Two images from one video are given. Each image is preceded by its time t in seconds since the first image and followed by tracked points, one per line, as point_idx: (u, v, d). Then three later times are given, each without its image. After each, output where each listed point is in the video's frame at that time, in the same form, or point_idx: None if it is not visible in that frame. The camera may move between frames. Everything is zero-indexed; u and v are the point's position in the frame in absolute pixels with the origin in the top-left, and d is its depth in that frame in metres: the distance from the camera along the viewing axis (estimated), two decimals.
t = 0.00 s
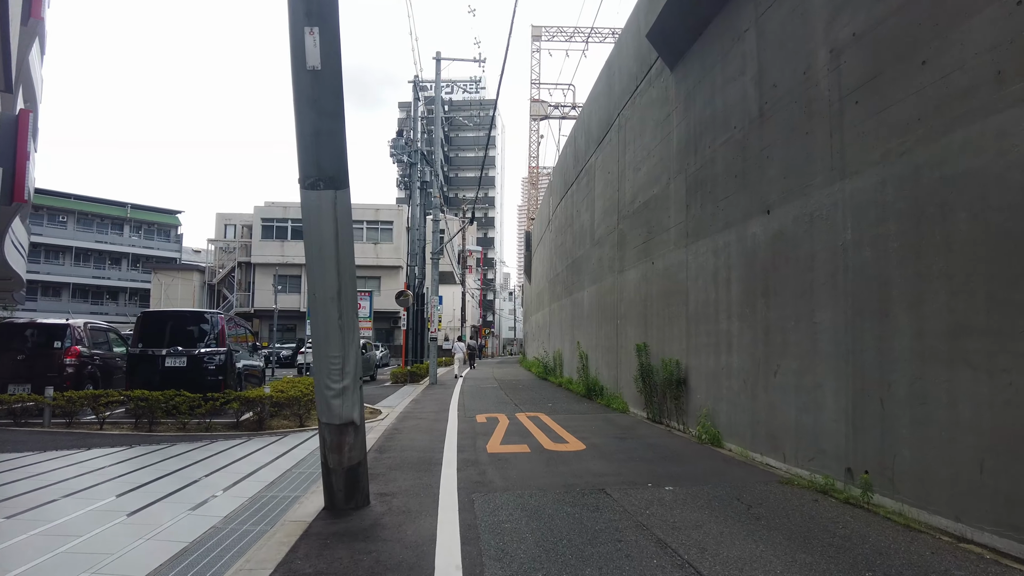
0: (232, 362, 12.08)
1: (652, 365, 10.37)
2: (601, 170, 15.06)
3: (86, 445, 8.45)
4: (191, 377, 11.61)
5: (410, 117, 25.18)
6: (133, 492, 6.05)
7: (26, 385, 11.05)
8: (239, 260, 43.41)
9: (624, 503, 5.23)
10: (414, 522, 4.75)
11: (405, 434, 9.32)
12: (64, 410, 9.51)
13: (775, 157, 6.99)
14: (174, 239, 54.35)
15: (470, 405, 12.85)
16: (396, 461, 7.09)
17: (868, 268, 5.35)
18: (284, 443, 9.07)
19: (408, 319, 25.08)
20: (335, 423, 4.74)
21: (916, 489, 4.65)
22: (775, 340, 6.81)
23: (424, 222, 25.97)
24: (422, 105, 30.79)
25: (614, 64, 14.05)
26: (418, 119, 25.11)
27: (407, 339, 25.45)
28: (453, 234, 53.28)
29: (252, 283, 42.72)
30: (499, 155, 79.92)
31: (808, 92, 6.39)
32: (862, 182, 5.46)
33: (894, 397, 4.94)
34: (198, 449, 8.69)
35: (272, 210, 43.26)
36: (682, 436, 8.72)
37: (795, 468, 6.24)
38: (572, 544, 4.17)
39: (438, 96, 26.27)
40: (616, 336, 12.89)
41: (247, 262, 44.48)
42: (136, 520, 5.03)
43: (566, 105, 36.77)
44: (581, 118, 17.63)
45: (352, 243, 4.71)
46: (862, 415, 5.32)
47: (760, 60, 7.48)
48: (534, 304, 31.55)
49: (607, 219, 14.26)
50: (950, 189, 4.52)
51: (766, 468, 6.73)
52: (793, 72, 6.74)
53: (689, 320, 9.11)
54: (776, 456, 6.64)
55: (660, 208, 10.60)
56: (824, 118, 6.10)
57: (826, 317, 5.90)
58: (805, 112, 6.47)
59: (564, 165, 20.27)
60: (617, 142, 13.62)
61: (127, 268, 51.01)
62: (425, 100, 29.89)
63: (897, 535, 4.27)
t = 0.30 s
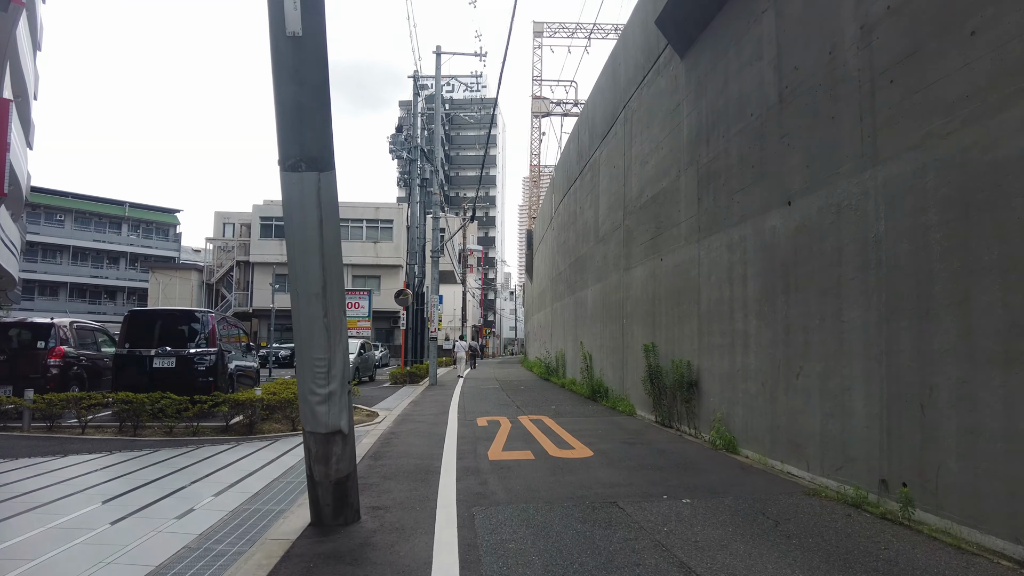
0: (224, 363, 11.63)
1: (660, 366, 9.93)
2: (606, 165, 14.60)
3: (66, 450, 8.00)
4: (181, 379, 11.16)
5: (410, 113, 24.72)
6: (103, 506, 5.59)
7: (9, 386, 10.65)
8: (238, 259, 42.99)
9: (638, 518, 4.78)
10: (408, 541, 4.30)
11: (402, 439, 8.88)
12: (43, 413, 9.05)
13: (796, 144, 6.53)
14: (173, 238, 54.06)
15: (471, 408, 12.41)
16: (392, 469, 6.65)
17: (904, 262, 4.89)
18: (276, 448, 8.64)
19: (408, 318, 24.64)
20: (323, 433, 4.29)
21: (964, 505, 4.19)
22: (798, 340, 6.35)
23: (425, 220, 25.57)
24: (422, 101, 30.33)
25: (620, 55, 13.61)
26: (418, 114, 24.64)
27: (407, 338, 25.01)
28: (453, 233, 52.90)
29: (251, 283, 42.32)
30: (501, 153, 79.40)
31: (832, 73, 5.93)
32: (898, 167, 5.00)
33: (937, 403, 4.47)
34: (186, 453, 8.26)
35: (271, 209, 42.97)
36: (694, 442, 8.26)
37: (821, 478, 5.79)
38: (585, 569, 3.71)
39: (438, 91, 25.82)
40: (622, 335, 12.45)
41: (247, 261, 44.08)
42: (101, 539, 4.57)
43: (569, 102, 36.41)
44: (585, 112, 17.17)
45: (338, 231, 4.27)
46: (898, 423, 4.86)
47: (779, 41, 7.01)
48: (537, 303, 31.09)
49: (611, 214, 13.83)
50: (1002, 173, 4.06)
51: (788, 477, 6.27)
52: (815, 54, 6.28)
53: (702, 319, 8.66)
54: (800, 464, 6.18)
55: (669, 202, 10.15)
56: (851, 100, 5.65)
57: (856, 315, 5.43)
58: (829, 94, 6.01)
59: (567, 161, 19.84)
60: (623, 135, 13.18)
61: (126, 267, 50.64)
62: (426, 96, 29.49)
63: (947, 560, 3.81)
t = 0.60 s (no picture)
0: (214, 365, 11.17)
1: (669, 366, 9.48)
2: (609, 158, 14.14)
3: (41, 458, 7.55)
4: (169, 381, 10.70)
5: (408, 108, 24.27)
6: (66, 524, 5.10)
7: None
8: (235, 259, 42.54)
9: (656, 537, 4.33)
10: (401, 565, 3.85)
11: (399, 445, 8.43)
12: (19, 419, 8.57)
13: (819, 128, 6.07)
14: (170, 238, 53.64)
15: (471, 410, 11.96)
16: (387, 480, 6.20)
17: (947, 252, 4.43)
18: (266, 453, 8.19)
19: (407, 318, 24.19)
20: (307, 444, 3.83)
21: None
22: (822, 338, 5.90)
23: (423, 218, 25.12)
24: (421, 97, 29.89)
25: (624, 44, 13.16)
26: (416, 110, 24.20)
27: (406, 339, 24.56)
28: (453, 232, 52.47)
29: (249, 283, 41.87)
30: (501, 152, 78.95)
31: (860, 48, 5.47)
32: (939, 148, 4.54)
33: (988, 408, 4.02)
34: (170, 459, 7.81)
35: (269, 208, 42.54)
36: (707, 447, 7.80)
37: (851, 488, 5.33)
38: None
39: (436, 86, 25.40)
40: (627, 335, 12.01)
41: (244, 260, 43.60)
42: (56, 562, 4.09)
43: (569, 99, 35.98)
44: (587, 105, 16.71)
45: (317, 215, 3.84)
46: (941, 430, 4.41)
47: (798, 19, 6.55)
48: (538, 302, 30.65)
49: (615, 209, 13.38)
50: None
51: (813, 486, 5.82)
52: (839, 30, 5.81)
53: (714, 317, 8.21)
54: (825, 472, 5.73)
55: (679, 194, 9.69)
56: (882, 77, 5.18)
57: (890, 312, 4.98)
58: (855, 73, 5.55)
59: (569, 155, 19.38)
60: (628, 127, 12.73)
61: (123, 267, 50.19)
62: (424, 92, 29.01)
63: None
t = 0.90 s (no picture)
0: (206, 364, 10.76)
1: (683, 365, 9.06)
2: (616, 151, 13.73)
3: (20, 462, 7.12)
4: (160, 380, 10.26)
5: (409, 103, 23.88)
6: (34, 536, 4.65)
7: None
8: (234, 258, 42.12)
9: (685, 552, 3.90)
10: None
11: (400, 447, 8.01)
12: None
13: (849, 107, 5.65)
14: (169, 237, 53.22)
15: (475, 411, 11.54)
16: (386, 486, 5.77)
17: (1008, 236, 3.99)
18: (258, 457, 7.74)
19: (407, 317, 23.77)
20: (296, 451, 3.40)
21: None
22: (855, 333, 5.47)
23: (424, 215, 24.69)
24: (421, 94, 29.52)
25: (633, 33, 12.73)
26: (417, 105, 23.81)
27: (406, 338, 24.11)
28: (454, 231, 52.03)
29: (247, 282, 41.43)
30: (501, 151, 78.57)
31: (897, 18, 5.05)
32: (996, 121, 4.10)
33: None
34: (154, 463, 7.34)
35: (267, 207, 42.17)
36: (726, 450, 7.38)
37: (891, 496, 4.90)
38: None
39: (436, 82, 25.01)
40: (636, 332, 11.58)
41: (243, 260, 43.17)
42: None
43: (572, 95, 35.55)
44: (593, 98, 16.31)
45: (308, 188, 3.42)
46: (1001, 433, 3.97)
47: None
48: (540, 301, 30.24)
49: (623, 203, 12.95)
50: None
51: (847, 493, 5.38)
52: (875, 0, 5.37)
53: (733, 313, 7.79)
54: (860, 478, 5.30)
55: (694, 184, 9.26)
56: (926, 48, 4.74)
57: (938, 303, 4.54)
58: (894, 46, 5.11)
59: (573, 150, 18.94)
60: (636, 117, 12.31)
61: (121, 267, 49.79)
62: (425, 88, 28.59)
63: None
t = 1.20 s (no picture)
0: (199, 367, 10.31)
1: (699, 370, 8.61)
2: (626, 148, 13.28)
3: None
4: (150, 385, 9.80)
5: (411, 100, 23.46)
6: None
7: None
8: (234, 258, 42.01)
9: None
10: None
11: (401, 457, 7.55)
12: None
13: (891, 92, 5.18)
14: (169, 236, 52.92)
15: (479, 417, 11.10)
16: (386, 503, 5.32)
17: None
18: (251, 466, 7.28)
19: (408, 317, 23.35)
20: (281, 477, 2.94)
21: None
22: (897, 339, 5.00)
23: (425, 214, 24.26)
24: (424, 91, 29.12)
25: (644, 24, 12.28)
26: (419, 102, 23.39)
27: (407, 339, 23.67)
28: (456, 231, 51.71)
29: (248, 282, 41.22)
30: (504, 151, 78.19)
31: None
32: None
33: None
34: (141, 473, 6.89)
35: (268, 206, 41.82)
36: (749, 462, 6.92)
37: (943, 518, 4.43)
38: None
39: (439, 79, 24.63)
40: (648, 335, 11.15)
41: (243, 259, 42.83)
42: None
43: (576, 93, 35.17)
44: (601, 93, 15.85)
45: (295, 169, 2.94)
46: None
47: None
48: (543, 302, 29.82)
49: (633, 201, 12.52)
50: None
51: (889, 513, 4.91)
52: None
53: (756, 316, 7.34)
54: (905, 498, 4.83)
55: (712, 180, 8.80)
56: (986, 22, 4.27)
57: (1000, 307, 4.08)
58: (945, 23, 4.63)
59: (580, 147, 18.49)
60: (648, 112, 11.85)
61: (121, 266, 49.55)
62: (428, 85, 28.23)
63: None
